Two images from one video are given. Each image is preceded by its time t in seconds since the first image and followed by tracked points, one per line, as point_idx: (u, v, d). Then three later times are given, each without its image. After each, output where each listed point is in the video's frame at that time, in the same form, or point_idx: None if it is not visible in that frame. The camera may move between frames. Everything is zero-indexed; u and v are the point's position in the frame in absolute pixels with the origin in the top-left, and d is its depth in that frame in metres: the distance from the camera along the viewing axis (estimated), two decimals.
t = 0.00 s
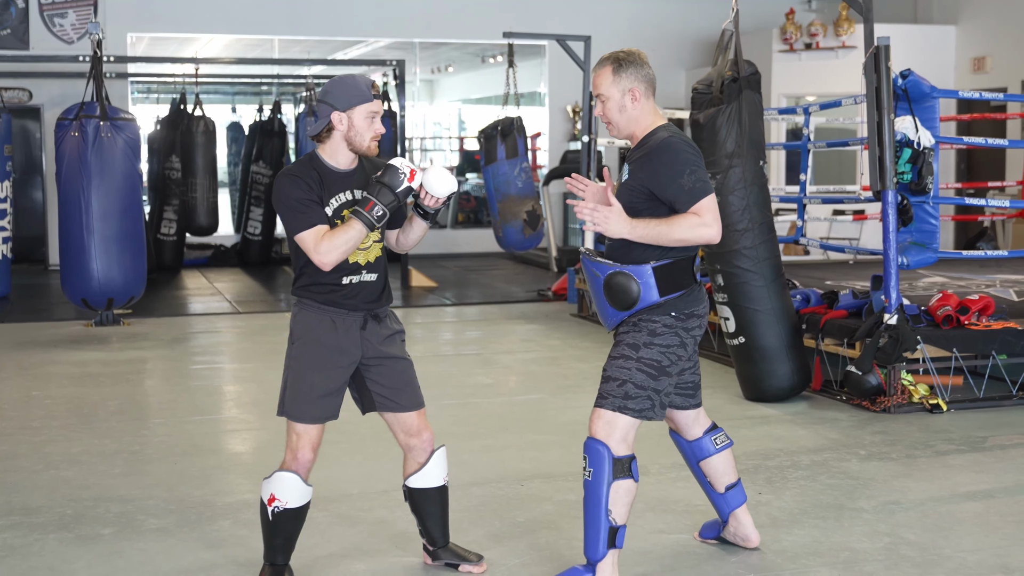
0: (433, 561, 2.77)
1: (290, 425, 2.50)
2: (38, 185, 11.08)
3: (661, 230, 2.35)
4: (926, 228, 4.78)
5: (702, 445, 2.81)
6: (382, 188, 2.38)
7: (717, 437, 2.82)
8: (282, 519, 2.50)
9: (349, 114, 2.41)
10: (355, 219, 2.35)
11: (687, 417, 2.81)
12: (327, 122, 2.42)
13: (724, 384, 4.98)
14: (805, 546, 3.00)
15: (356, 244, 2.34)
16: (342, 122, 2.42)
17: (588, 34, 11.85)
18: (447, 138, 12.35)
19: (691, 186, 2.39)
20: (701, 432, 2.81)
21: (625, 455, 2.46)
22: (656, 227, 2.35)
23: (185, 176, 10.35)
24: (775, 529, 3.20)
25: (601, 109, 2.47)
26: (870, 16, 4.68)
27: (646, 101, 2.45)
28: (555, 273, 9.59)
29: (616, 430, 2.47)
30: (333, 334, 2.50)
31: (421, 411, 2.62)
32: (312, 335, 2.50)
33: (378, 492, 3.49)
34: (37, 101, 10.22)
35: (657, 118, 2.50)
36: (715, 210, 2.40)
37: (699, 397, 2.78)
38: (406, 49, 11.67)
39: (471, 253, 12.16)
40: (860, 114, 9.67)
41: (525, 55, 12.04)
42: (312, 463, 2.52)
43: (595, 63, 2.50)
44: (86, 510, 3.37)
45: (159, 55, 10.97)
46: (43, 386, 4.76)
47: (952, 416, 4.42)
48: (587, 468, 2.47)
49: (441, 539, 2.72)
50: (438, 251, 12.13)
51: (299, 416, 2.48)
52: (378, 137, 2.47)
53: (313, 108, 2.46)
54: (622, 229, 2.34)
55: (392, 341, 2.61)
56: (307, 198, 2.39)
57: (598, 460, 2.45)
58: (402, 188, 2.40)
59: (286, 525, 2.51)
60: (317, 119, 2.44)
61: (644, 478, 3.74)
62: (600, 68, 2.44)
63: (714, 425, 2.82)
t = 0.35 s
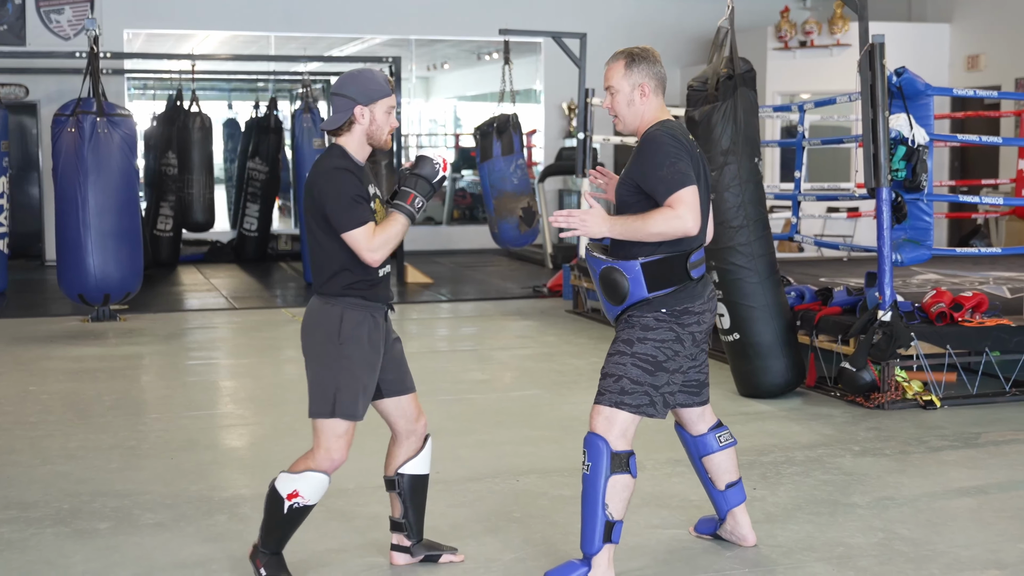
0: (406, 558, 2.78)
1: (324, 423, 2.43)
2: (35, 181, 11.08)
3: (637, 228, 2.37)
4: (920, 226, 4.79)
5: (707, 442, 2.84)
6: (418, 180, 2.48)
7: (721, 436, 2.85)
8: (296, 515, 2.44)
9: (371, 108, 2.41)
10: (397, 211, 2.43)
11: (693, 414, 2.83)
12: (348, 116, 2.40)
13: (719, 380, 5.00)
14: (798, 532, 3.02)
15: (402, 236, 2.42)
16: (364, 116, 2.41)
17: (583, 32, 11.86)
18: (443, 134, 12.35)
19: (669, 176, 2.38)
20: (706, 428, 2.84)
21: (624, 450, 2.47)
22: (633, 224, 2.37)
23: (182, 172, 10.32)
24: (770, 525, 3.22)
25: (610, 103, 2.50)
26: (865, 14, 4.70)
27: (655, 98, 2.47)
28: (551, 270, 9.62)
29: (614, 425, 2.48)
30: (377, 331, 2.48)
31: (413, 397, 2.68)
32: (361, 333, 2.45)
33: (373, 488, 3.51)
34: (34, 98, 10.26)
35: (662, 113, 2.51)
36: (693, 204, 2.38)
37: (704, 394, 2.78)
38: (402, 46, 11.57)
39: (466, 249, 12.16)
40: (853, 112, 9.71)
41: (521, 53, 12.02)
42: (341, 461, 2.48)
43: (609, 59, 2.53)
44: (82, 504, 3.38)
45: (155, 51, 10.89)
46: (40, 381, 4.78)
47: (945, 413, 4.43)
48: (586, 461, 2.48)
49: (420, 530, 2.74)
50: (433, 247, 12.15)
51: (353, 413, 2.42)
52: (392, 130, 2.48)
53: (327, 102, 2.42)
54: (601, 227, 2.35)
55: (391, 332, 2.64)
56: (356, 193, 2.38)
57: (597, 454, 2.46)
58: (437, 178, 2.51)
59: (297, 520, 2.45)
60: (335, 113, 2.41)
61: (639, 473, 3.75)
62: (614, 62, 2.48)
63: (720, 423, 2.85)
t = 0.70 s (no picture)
0: (408, 538, 2.77)
1: (330, 412, 2.45)
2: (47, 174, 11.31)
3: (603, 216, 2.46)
4: (903, 219, 4.96)
5: (699, 425, 2.77)
6: (421, 174, 2.51)
7: (714, 419, 2.78)
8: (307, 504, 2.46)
9: (376, 106, 2.46)
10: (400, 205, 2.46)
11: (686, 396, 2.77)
12: (352, 113, 2.45)
13: (709, 369, 5.13)
14: (784, 498, 3.15)
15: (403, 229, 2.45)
16: (368, 114, 2.46)
17: (579, 30, 12.04)
18: (442, 130, 12.54)
19: (638, 162, 2.44)
20: (699, 412, 2.76)
21: (613, 432, 2.50)
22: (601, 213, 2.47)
23: (191, 165, 10.49)
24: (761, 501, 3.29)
25: (610, 98, 2.61)
26: (851, 14, 4.86)
27: (653, 94, 2.58)
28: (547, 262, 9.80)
29: (601, 409, 2.51)
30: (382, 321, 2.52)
31: (415, 381, 2.65)
32: (366, 324, 2.48)
33: (376, 470, 3.47)
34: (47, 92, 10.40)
35: (658, 109, 2.61)
36: (658, 193, 2.44)
37: (698, 379, 2.73)
38: (403, 44, 11.78)
39: (465, 241, 12.33)
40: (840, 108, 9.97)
41: (519, 51, 12.18)
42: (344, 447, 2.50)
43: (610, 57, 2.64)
44: (96, 484, 3.34)
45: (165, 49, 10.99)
46: (54, 366, 4.94)
47: (926, 399, 4.55)
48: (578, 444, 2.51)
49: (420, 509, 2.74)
50: (432, 239, 12.32)
51: (357, 401, 2.44)
52: (393, 129, 2.54)
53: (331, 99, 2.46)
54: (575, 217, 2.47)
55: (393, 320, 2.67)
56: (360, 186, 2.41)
57: (588, 436, 2.49)
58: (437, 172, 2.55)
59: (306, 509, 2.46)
60: (339, 109, 2.45)
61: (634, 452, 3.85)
62: (614, 60, 2.59)
63: (712, 406, 2.78)
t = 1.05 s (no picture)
0: (411, 517, 2.78)
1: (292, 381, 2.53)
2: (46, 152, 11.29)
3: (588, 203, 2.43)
4: (905, 200, 4.95)
5: (700, 405, 2.77)
6: (386, 149, 2.42)
7: (715, 399, 2.78)
8: (276, 471, 2.53)
9: (355, 80, 2.44)
10: (361, 177, 2.39)
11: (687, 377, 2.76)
12: (333, 87, 2.46)
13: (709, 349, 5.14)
14: (785, 479, 3.16)
15: (363, 203, 2.38)
16: (348, 87, 2.45)
17: (581, 10, 11.96)
18: (443, 109, 12.54)
19: (617, 141, 2.43)
20: (700, 392, 2.77)
21: (609, 410, 2.51)
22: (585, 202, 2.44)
23: (191, 144, 10.50)
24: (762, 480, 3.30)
25: (607, 82, 2.60)
26: None
27: (649, 77, 2.57)
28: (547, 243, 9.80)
29: (596, 387, 2.52)
30: (343, 296, 2.53)
31: (419, 366, 2.66)
32: (323, 298, 2.52)
33: (378, 449, 3.47)
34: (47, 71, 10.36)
35: (655, 91, 2.59)
36: (638, 168, 2.41)
37: (704, 360, 2.73)
38: (404, 23, 11.78)
39: (465, 221, 12.32)
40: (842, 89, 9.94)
41: (521, 31, 12.15)
42: (310, 418, 2.56)
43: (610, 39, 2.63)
44: (98, 462, 3.34)
45: (166, 27, 10.96)
46: (55, 345, 4.95)
47: (927, 380, 4.55)
48: (574, 423, 2.52)
49: (420, 491, 2.72)
50: (432, 220, 12.30)
51: (306, 373, 2.50)
52: (382, 103, 2.50)
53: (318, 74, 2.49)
54: (562, 214, 2.45)
55: (398, 300, 2.64)
56: (315, 158, 2.42)
57: (584, 415, 2.50)
58: (405, 149, 2.44)
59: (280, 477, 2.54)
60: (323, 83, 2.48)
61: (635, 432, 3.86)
62: (612, 44, 2.57)
63: (714, 386, 2.78)
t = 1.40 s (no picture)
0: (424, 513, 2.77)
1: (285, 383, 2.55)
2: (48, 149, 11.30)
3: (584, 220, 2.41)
4: (907, 200, 4.94)
5: (699, 405, 2.77)
6: (380, 151, 2.42)
7: (714, 399, 2.78)
8: (275, 472, 2.54)
9: (349, 83, 2.44)
10: (354, 180, 2.38)
11: (685, 378, 2.76)
12: (326, 90, 2.46)
13: (710, 348, 5.14)
14: (787, 478, 3.16)
15: (357, 204, 2.38)
16: (342, 90, 2.45)
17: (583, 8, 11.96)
18: (445, 107, 12.52)
19: (599, 145, 2.45)
20: (699, 391, 2.77)
21: (600, 409, 2.51)
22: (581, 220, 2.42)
23: (193, 142, 10.52)
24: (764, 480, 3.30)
25: (590, 89, 2.62)
26: None
27: (631, 80, 2.58)
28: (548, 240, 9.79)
29: (587, 386, 2.51)
30: (332, 297, 2.53)
31: (417, 370, 2.63)
32: (311, 299, 2.52)
33: (380, 448, 3.48)
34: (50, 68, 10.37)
35: (638, 93, 2.61)
36: (621, 166, 2.41)
37: (698, 360, 2.72)
38: (406, 21, 11.80)
39: (467, 219, 12.32)
40: (844, 88, 9.93)
41: (522, 28, 12.15)
42: (306, 420, 2.57)
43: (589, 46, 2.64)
44: (101, 461, 3.34)
45: (167, 25, 10.98)
46: (57, 343, 4.95)
47: (929, 379, 4.55)
48: (565, 425, 2.52)
49: (433, 492, 2.73)
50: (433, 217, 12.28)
51: (296, 374, 2.51)
52: (376, 107, 2.49)
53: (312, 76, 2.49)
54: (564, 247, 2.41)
55: (392, 301, 2.63)
56: (308, 160, 2.43)
57: (574, 416, 2.50)
58: (399, 151, 2.44)
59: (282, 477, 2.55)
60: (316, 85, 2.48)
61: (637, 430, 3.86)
62: (591, 51, 2.58)
63: (713, 386, 2.78)
